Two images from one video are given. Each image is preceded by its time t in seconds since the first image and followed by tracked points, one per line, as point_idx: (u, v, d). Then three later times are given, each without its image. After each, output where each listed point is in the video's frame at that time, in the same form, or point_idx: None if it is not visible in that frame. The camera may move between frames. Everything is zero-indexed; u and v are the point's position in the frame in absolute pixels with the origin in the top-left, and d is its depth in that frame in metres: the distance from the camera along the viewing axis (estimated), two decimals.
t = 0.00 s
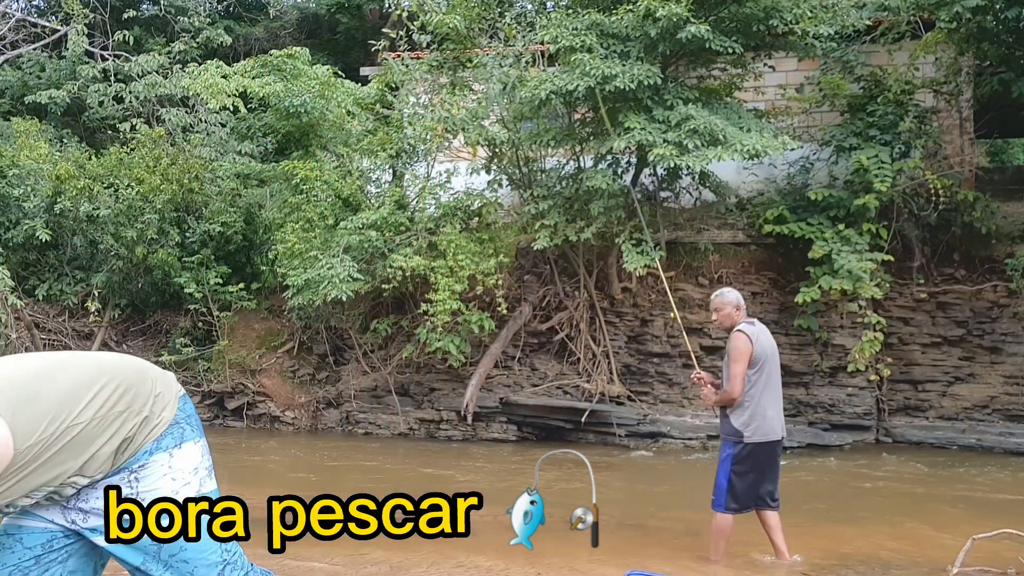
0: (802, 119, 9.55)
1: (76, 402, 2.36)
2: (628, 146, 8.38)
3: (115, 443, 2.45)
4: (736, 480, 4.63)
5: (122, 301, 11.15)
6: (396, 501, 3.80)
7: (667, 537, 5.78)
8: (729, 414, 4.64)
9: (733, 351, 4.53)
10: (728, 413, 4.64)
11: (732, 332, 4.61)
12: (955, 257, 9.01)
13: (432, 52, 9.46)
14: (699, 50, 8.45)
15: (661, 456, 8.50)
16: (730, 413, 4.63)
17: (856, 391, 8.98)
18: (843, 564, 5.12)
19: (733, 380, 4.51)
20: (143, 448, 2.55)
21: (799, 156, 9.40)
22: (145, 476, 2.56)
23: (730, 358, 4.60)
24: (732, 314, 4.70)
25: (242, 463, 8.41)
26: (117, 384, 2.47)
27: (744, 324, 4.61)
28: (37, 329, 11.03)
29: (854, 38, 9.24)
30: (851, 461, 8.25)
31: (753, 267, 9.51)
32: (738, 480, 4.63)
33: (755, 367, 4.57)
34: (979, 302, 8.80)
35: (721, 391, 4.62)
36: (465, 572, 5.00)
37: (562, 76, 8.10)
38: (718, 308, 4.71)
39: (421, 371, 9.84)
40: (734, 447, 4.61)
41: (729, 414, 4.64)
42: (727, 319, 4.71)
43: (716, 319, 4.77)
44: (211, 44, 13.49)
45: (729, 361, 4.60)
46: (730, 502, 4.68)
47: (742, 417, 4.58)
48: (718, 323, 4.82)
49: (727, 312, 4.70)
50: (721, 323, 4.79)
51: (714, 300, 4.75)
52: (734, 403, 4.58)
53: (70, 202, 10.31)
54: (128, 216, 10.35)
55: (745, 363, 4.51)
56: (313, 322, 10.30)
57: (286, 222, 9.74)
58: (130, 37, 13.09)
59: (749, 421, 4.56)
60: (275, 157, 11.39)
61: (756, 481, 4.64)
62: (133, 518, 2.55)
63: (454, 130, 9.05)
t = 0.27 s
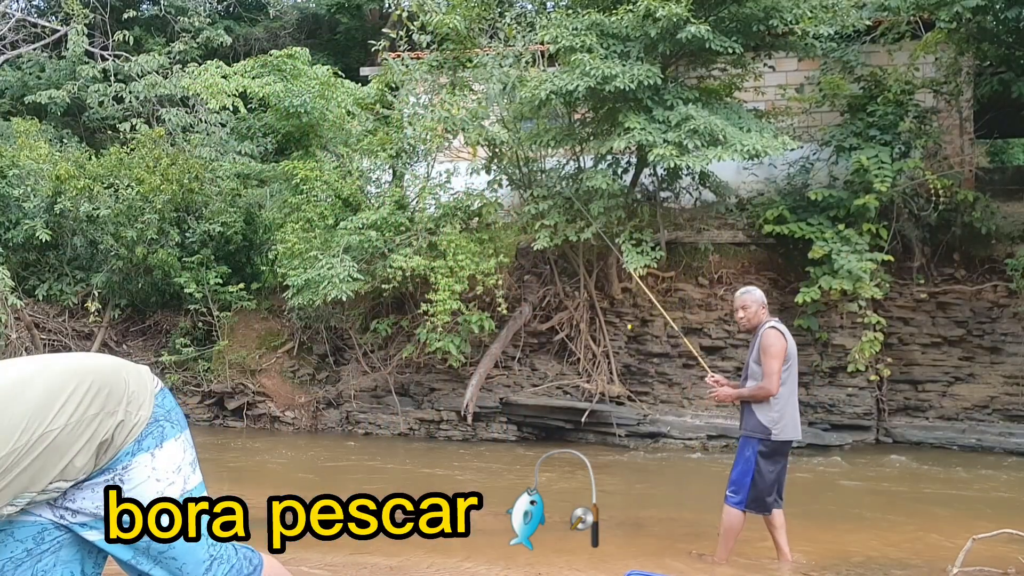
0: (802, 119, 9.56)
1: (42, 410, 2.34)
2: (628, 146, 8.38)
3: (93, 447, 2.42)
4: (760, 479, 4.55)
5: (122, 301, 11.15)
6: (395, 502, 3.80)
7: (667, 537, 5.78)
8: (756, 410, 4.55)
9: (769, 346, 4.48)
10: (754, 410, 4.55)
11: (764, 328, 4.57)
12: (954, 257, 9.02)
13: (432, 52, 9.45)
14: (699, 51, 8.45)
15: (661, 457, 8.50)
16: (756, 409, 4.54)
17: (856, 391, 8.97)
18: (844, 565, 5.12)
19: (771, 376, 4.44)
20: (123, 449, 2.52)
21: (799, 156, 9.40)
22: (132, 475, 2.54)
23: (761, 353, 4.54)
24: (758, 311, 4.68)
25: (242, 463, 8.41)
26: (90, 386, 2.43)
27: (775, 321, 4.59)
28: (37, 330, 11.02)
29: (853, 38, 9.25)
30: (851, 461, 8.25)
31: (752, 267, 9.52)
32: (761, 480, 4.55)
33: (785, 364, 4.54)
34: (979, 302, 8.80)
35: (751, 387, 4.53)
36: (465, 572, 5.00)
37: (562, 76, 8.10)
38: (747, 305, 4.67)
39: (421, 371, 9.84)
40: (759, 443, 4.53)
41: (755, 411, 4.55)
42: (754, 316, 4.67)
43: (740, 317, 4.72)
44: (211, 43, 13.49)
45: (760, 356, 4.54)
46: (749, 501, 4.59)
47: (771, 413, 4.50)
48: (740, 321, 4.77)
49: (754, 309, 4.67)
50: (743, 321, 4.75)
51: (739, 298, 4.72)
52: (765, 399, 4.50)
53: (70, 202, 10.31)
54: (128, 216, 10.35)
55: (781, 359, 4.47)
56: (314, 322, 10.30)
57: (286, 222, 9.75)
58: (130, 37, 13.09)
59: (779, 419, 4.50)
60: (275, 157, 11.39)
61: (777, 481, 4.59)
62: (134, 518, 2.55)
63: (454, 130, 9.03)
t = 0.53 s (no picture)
0: (802, 119, 9.55)
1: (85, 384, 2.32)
2: (628, 146, 8.38)
3: (104, 432, 2.40)
4: (761, 467, 4.54)
5: (122, 301, 11.15)
6: (396, 502, 3.81)
7: (667, 537, 5.78)
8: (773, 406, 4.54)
9: (785, 342, 4.45)
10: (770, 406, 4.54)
11: (778, 323, 4.54)
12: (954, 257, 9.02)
13: (432, 52, 9.43)
14: (699, 50, 8.45)
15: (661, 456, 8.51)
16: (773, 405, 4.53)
17: (856, 391, 8.97)
18: (844, 565, 5.12)
19: (790, 371, 4.41)
20: (126, 442, 2.48)
21: (799, 156, 9.40)
22: (123, 472, 2.48)
23: (776, 349, 4.51)
24: (768, 308, 4.65)
25: (242, 463, 8.41)
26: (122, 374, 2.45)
27: (787, 316, 4.57)
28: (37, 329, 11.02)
29: (854, 38, 9.25)
30: (851, 461, 8.25)
31: (752, 267, 9.52)
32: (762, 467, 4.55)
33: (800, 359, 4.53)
34: (979, 302, 8.80)
35: (768, 383, 4.50)
36: (465, 573, 5.00)
37: (562, 76, 8.10)
38: (757, 301, 4.63)
39: (421, 371, 9.84)
40: (771, 438, 4.52)
41: (772, 407, 4.55)
42: (764, 313, 4.65)
43: (750, 313, 4.68)
44: (211, 43, 13.49)
45: (776, 353, 4.51)
46: (749, 488, 4.59)
47: (789, 408, 4.50)
48: (749, 318, 4.74)
49: (764, 305, 4.64)
50: (753, 318, 4.71)
51: (749, 296, 4.68)
52: (782, 394, 4.49)
53: (70, 202, 10.31)
54: (128, 217, 10.34)
55: (798, 354, 4.45)
56: (314, 322, 10.31)
57: (286, 222, 9.74)
58: (130, 37, 13.09)
59: (794, 414, 4.50)
60: (275, 157, 11.39)
61: (779, 471, 4.58)
62: (132, 518, 2.51)
63: (454, 130, 9.03)
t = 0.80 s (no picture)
0: (803, 119, 9.56)
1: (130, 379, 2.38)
2: (628, 146, 8.38)
3: (136, 428, 2.44)
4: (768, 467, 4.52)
5: (122, 301, 11.15)
6: (396, 502, 3.81)
7: (667, 537, 5.78)
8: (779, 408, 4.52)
9: (795, 344, 4.42)
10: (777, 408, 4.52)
11: (785, 325, 4.50)
12: (954, 257, 9.02)
13: (433, 52, 9.42)
14: (699, 50, 8.45)
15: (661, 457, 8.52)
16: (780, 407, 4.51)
17: (856, 391, 8.96)
18: (844, 565, 5.12)
19: (800, 373, 4.38)
20: (151, 449, 2.50)
21: (799, 156, 9.40)
22: (146, 477, 2.49)
23: (784, 351, 4.47)
24: (773, 307, 4.60)
25: (242, 463, 8.41)
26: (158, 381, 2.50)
27: (793, 318, 4.53)
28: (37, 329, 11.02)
29: (854, 39, 9.25)
30: (851, 461, 8.25)
31: (752, 267, 9.52)
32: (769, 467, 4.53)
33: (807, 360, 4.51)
34: (979, 302, 8.80)
35: (776, 385, 4.47)
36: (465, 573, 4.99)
37: (562, 76, 8.10)
38: (763, 301, 4.57)
39: (421, 371, 9.84)
40: (780, 439, 4.51)
41: (779, 409, 4.53)
42: (769, 312, 4.59)
43: (756, 313, 4.62)
44: (211, 43, 13.49)
45: (784, 355, 4.47)
46: (760, 489, 4.55)
47: (796, 410, 4.49)
48: (753, 317, 4.68)
49: (770, 305, 4.59)
50: (757, 317, 4.65)
51: (754, 295, 4.63)
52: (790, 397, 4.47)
53: (70, 202, 10.30)
54: (128, 217, 10.34)
55: (806, 355, 4.43)
56: (314, 322, 10.32)
57: (286, 223, 9.74)
58: (130, 37, 13.09)
59: (801, 415, 4.49)
60: (275, 157, 11.40)
61: (786, 468, 4.57)
62: (132, 519, 2.45)
63: (454, 130, 9.03)
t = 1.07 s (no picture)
0: (803, 119, 9.56)
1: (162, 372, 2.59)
2: (628, 146, 8.38)
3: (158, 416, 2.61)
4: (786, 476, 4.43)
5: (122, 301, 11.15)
6: (396, 502, 3.81)
7: (667, 537, 5.78)
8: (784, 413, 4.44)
9: (798, 346, 4.36)
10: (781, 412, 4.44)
11: (787, 327, 4.44)
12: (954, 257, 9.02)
13: (433, 52, 9.42)
14: (699, 50, 8.45)
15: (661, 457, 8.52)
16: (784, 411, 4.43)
17: (856, 391, 8.96)
18: (844, 565, 5.12)
19: (807, 377, 4.32)
20: (168, 435, 2.63)
21: (800, 156, 9.40)
22: (162, 461, 2.61)
23: (787, 354, 4.41)
24: (773, 308, 4.52)
25: (241, 463, 8.41)
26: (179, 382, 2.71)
27: (794, 319, 4.48)
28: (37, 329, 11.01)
29: (854, 39, 9.25)
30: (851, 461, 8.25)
31: (753, 267, 9.52)
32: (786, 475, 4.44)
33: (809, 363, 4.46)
34: (979, 302, 8.80)
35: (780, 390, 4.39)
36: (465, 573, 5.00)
37: (562, 76, 8.10)
38: (764, 302, 4.49)
39: (421, 371, 9.84)
40: (789, 445, 4.43)
41: (783, 414, 4.46)
42: (769, 313, 4.51)
43: (755, 315, 4.54)
44: (211, 43, 13.48)
45: (787, 358, 4.41)
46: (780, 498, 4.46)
47: (800, 414, 4.41)
48: (753, 318, 4.60)
49: (770, 306, 4.50)
50: (757, 319, 4.57)
51: (753, 296, 4.55)
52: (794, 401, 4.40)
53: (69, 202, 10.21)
54: (128, 216, 10.32)
55: (810, 358, 4.37)
56: (314, 322, 10.32)
57: (286, 223, 9.74)
58: (130, 37, 13.08)
59: (808, 420, 4.42)
60: (275, 157, 11.40)
61: (803, 473, 4.48)
62: (132, 519, 2.52)
63: (454, 130, 9.03)
